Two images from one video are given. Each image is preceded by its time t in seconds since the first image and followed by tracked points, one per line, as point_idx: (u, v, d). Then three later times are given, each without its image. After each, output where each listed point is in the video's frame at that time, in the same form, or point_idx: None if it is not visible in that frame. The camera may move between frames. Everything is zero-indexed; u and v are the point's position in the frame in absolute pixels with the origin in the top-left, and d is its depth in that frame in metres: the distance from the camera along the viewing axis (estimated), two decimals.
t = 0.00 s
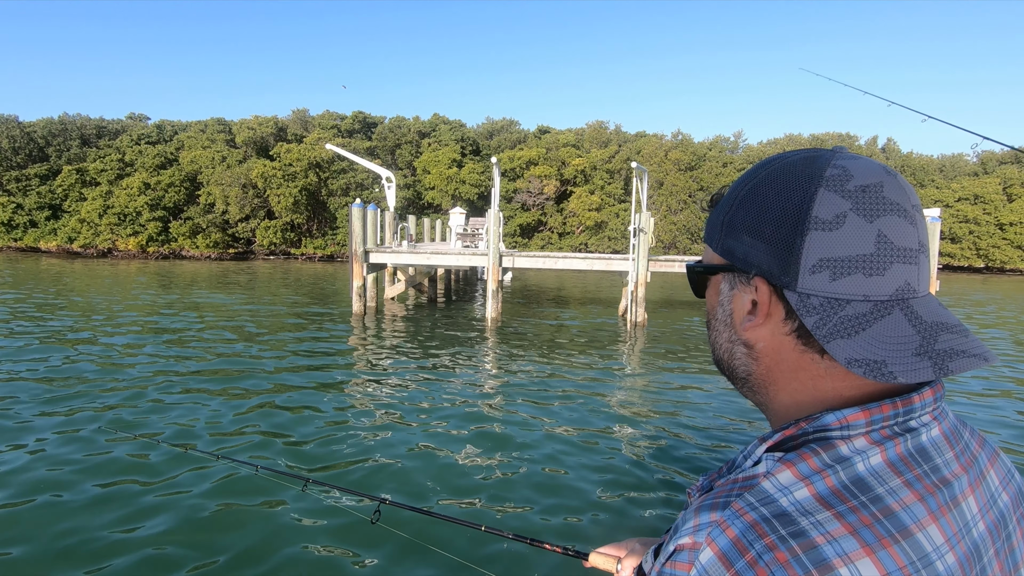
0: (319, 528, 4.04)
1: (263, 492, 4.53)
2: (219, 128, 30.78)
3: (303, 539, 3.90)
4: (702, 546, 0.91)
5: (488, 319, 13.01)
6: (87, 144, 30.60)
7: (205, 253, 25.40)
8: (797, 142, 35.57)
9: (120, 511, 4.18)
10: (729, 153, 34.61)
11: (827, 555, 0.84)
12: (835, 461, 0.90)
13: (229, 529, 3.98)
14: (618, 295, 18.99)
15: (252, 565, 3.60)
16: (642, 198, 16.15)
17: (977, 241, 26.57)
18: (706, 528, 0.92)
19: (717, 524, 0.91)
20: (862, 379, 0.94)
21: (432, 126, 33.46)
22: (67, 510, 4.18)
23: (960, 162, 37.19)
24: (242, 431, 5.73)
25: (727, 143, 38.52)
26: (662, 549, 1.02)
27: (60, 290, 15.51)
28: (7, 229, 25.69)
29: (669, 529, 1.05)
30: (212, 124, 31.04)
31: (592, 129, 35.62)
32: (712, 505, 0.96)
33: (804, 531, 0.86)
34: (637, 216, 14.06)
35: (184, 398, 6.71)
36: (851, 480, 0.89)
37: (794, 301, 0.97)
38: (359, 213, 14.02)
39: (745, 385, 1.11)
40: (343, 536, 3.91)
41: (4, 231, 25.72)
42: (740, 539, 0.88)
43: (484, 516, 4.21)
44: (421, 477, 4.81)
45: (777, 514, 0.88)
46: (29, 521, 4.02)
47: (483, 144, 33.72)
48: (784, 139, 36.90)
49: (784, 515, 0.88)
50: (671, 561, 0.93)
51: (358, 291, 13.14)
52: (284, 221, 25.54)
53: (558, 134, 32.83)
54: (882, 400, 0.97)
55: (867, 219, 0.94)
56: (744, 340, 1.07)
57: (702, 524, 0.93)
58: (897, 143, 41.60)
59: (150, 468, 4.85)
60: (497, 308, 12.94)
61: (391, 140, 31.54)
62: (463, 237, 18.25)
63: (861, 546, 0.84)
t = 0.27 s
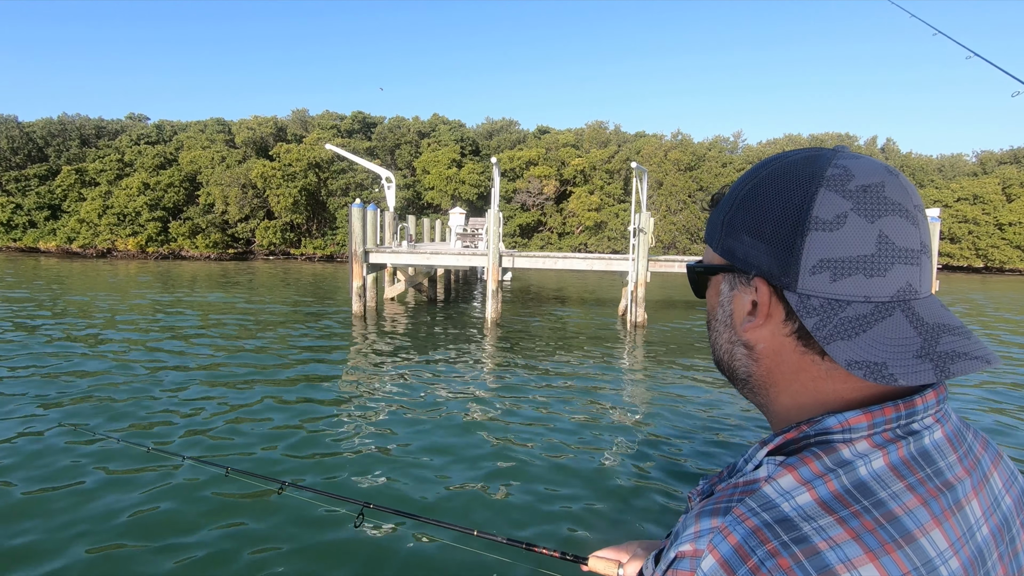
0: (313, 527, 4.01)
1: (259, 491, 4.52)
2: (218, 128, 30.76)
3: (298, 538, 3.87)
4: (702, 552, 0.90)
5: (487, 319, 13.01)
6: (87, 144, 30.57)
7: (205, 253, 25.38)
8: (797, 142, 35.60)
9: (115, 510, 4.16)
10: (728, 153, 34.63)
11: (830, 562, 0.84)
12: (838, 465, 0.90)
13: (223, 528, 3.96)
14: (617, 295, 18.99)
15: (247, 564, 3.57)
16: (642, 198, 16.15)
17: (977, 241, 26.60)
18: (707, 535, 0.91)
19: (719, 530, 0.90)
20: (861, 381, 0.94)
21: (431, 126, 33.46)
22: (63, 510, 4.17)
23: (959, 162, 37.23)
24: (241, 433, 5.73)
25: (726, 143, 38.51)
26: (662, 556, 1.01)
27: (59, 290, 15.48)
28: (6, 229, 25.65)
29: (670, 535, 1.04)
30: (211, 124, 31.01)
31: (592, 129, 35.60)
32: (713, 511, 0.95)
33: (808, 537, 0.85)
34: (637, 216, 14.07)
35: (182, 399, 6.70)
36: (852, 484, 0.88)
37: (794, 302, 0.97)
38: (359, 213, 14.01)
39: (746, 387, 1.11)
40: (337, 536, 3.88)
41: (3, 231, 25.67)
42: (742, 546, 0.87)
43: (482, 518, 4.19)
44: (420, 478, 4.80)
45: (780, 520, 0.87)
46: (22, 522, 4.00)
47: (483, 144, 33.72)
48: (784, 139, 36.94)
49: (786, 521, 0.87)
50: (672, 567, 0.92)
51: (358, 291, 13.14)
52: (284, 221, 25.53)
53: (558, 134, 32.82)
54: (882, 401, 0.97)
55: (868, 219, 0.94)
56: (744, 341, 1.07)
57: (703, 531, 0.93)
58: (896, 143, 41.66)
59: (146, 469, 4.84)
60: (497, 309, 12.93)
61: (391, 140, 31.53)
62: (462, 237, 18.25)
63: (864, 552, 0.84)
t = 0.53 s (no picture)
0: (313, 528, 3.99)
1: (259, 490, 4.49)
2: (218, 128, 30.75)
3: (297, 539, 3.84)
4: (707, 570, 0.92)
5: (487, 319, 13.03)
6: (86, 144, 30.59)
7: (205, 253, 25.38)
8: (796, 143, 35.64)
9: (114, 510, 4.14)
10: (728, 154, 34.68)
11: None
12: (842, 480, 0.91)
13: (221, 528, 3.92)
14: (617, 295, 19.01)
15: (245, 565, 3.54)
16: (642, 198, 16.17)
17: (976, 241, 26.63)
18: (710, 553, 0.93)
19: (723, 549, 0.92)
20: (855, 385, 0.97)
21: (431, 126, 33.47)
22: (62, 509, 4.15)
23: (959, 162, 37.27)
24: (240, 430, 5.73)
25: (726, 143, 38.53)
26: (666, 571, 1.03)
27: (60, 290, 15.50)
28: (5, 229, 25.66)
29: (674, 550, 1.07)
30: (211, 125, 31.02)
31: (592, 129, 35.62)
32: (716, 528, 0.97)
33: (813, 555, 0.88)
34: (636, 216, 14.08)
35: (181, 397, 6.70)
36: (857, 498, 0.90)
37: (791, 304, 0.99)
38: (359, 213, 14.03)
39: (746, 389, 1.13)
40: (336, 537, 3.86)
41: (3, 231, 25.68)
42: (745, 564, 0.89)
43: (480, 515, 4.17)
44: (421, 474, 4.81)
45: (783, 537, 0.90)
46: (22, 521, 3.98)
47: (483, 144, 33.75)
48: (783, 139, 36.98)
49: (792, 539, 0.90)
50: None
51: (358, 291, 13.18)
52: (283, 221, 25.54)
53: (558, 134, 32.84)
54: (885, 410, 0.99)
55: (867, 221, 0.96)
56: (744, 343, 1.09)
57: (706, 548, 0.95)
58: (896, 143, 41.71)
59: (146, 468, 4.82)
60: (497, 309, 12.95)
61: (390, 140, 31.55)
62: (462, 237, 18.28)
63: (871, 568, 0.86)
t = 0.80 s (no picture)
0: (317, 523, 3.96)
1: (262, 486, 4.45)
2: (217, 129, 30.76)
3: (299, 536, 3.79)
4: None
5: (487, 319, 13.04)
6: (85, 144, 30.59)
7: (204, 253, 25.37)
8: (796, 142, 35.68)
9: (118, 502, 4.13)
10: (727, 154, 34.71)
11: None
12: (899, 554, 0.93)
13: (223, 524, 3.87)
14: (617, 295, 19.03)
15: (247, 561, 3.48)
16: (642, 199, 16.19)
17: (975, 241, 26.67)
18: None
19: None
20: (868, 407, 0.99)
21: (431, 126, 33.48)
22: (62, 504, 4.09)
23: (958, 162, 37.31)
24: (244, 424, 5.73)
25: (725, 143, 38.56)
26: None
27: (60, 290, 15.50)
28: (5, 229, 25.65)
29: None
30: (210, 124, 31.01)
31: (591, 129, 35.65)
32: None
33: None
34: (637, 216, 14.10)
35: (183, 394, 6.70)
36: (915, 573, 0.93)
37: (802, 312, 1.02)
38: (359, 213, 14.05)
39: (756, 399, 1.16)
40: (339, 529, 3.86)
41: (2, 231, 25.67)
42: None
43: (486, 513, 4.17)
44: (426, 470, 4.83)
45: None
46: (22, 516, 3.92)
47: (482, 144, 33.77)
48: (783, 139, 37.02)
49: None
50: None
51: (358, 291, 13.20)
52: (283, 221, 25.55)
53: (557, 135, 32.86)
54: (927, 467, 1.01)
55: (893, 227, 0.95)
56: (753, 351, 1.12)
57: None
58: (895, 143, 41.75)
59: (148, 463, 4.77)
60: (497, 308, 12.97)
61: (390, 140, 31.57)
62: (462, 237, 18.29)
63: None
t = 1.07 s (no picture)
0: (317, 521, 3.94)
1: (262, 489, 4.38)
2: (217, 128, 30.73)
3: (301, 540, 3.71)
4: None
5: (487, 319, 13.03)
6: (84, 144, 30.55)
7: (204, 253, 25.34)
8: (795, 142, 35.74)
9: (121, 498, 4.14)
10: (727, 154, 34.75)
11: None
12: None
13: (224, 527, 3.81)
14: (616, 295, 19.04)
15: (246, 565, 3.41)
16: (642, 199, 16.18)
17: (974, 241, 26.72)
18: None
19: None
20: (884, 418, 0.99)
21: (430, 126, 33.49)
22: (66, 498, 4.12)
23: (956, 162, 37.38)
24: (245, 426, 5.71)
25: (725, 143, 38.61)
26: None
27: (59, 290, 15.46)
28: (4, 229, 25.61)
29: None
30: (210, 124, 30.98)
31: (591, 129, 35.69)
32: None
33: None
34: (637, 216, 14.11)
35: (183, 394, 6.68)
36: None
37: (818, 310, 1.02)
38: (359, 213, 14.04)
39: (759, 401, 1.16)
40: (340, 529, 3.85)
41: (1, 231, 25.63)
42: None
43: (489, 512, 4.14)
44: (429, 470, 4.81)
45: None
46: (19, 518, 3.84)
47: (482, 144, 33.77)
48: (782, 140, 37.08)
49: None
50: None
51: (358, 291, 13.20)
52: (283, 221, 25.55)
53: (557, 135, 32.88)
54: (947, 490, 1.02)
55: (924, 223, 0.95)
56: (759, 350, 1.12)
57: None
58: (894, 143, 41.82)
59: (149, 463, 4.72)
60: (497, 308, 12.97)
61: (390, 140, 31.58)
62: (462, 237, 18.29)
63: None
